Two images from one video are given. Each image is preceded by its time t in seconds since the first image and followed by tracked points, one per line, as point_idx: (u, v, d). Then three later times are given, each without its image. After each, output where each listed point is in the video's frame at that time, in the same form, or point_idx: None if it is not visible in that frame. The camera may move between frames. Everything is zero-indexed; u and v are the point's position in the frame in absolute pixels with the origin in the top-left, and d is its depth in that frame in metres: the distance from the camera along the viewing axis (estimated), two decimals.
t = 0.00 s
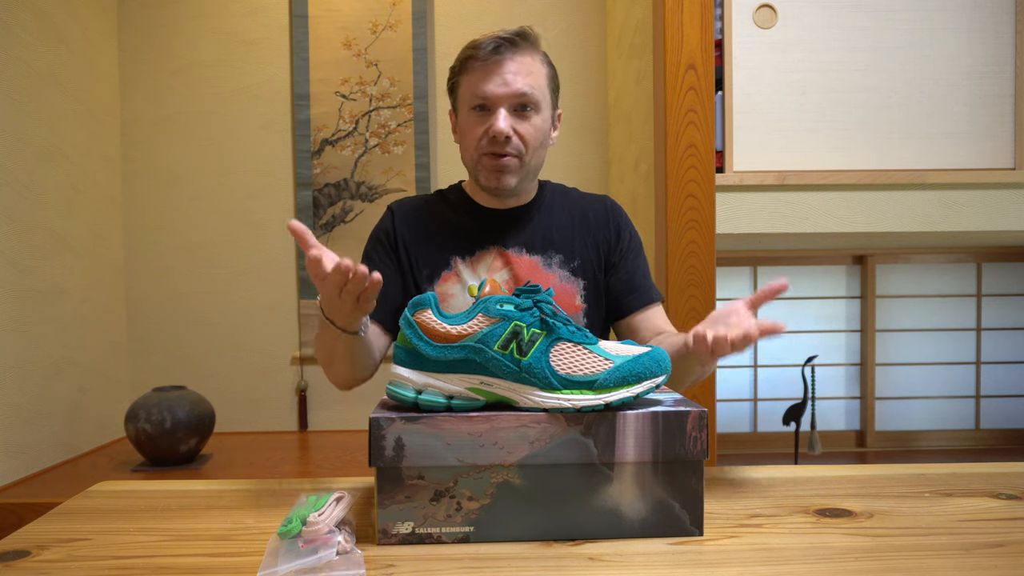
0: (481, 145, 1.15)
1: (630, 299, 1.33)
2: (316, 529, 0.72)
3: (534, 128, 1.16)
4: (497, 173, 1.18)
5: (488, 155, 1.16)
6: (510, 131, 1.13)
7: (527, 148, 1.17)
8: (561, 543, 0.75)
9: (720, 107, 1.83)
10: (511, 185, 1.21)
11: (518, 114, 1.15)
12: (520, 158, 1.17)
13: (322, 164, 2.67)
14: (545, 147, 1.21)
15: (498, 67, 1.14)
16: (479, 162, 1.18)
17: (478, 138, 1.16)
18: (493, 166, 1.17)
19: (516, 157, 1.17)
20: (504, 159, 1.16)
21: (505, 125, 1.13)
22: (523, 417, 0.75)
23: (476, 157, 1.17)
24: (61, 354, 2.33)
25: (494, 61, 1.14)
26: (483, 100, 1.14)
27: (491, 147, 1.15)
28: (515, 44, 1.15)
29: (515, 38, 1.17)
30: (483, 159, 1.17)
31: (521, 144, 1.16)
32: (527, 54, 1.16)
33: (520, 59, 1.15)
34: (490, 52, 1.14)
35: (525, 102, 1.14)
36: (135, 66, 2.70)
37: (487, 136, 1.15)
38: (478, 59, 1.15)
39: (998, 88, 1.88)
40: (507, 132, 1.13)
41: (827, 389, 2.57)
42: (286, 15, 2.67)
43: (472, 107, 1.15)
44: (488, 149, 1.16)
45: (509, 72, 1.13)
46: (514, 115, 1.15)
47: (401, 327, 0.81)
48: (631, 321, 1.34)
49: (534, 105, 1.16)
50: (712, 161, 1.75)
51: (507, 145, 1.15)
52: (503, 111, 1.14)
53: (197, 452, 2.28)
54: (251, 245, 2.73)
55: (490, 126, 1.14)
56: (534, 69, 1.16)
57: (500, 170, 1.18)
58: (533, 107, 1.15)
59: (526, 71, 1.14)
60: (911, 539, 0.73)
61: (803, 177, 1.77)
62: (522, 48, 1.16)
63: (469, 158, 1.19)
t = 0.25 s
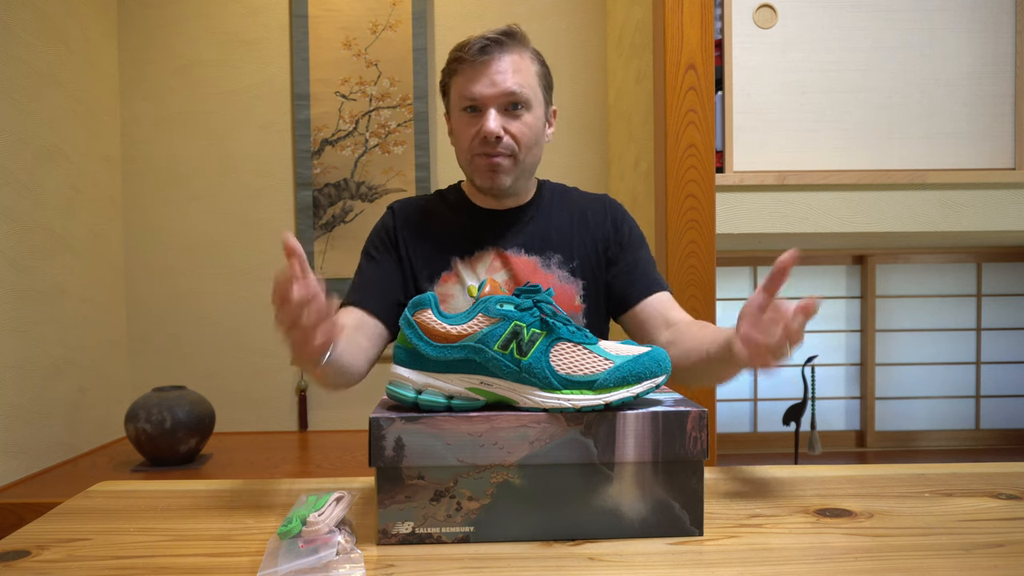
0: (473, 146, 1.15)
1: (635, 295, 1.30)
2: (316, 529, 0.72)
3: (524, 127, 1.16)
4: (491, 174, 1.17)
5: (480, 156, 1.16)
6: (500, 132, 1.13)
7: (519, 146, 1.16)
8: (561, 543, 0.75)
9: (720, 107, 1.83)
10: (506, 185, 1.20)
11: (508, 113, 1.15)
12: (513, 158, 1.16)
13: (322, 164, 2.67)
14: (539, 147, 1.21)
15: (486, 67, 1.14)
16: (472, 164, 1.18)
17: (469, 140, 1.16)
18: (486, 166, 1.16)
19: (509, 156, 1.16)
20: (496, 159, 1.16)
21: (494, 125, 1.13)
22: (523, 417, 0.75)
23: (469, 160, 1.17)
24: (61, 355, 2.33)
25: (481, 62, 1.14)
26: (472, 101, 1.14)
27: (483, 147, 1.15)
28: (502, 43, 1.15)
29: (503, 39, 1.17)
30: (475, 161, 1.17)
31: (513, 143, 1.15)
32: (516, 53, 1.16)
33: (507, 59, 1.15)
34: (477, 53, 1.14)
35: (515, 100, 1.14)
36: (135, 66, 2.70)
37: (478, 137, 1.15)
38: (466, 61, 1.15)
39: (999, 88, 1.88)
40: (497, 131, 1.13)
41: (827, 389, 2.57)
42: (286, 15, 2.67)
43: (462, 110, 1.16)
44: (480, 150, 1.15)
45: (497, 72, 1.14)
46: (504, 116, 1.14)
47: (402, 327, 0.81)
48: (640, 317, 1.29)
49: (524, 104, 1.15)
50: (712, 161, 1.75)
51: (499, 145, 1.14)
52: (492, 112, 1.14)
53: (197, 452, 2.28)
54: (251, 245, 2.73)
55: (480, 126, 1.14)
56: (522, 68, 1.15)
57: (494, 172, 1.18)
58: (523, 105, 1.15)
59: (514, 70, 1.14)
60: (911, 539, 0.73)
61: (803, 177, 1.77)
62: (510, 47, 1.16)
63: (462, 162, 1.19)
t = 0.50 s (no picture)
0: (479, 156, 1.15)
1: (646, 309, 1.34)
2: (316, 528, 0.72)
3: (528, 134, 1.16)
4: (497, 181, 1.18)
5: (486, 166, 1.16)
6: (506, 141, 1.13)
7: (524, 153, 1.17)
8: (561, 543, 0.75)
9: (720, 107, 1.83)
10: (511, 191, 1.21)
11: (511, 121, 1.14)
12: (519, 165, 1.17)
13: (322, 164, 2.67)
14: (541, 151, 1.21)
15: (486, 75, 1.12)
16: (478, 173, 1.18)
17: (474, 149, 1.15)
18: (492, 175, 1.17)
19: (515, 164, 1.17)
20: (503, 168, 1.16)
21: (501, 135, 1.12)
22: (523, 417, 0.75)
23: (475, 169, 1.17)
24: (61, 355, 2.33)
25: (481, 70, 1.12)
26: (474, 111, 1.12)
27: (489, 157, 1.15)
28: (500, 48, 1.14)
29: (498, 43, 1.15)
30: (481, 170, 1.17)
31: (519, 151, 1.16)
32: (513, 58, 1.14)
33: (506, 65, 1.13)
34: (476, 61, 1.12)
35: (517, 108, 1.13)
36: (135, 66, 2.70)
37: (483, 147, 1.14)
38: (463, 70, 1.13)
39: (999, 88, 1.88)
40: (503, 142, 1.13)
41: (827, 389, 2.57)
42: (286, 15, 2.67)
43: (463, 120, 1.14)
44: (486, 160, 1.15)
45: (498, 80, 1.12)
46: (508, 123, 1.14)
47: (402, 327, 0.81)
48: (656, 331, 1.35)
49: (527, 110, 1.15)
50: (712, 161, 1.75)
51: (505, 154, 1.15)
52: (497, 121, 1.13)
53: (197, 452, 2.28)
54: (250, 245, 2.73)
55: (485, 137, 1.13)
56: (522, 73, 1.14)
57: (500, 180, 1.18)
58: (526, 112, 1.14)
59: (516, 76, 1.13)
60: (911, 539, 0.73)
61: (803, 176, 1.77)
62: (506, 52, 1.14)
63: (466, 171, 1.19)
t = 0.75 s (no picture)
0: (486, 164, 1.14)
1: (649, 311, 1.37)
2: (316, 529, 0.73)
3: (536, 140, 1.15)
4: (504, 189, 1.18)
5: (494, 174, 1.16)
6: (514, 150, 1.13)
7: (532, 160, 1.17)
8: (561, 543, 0.75)
9: (720, 107, 1.83)
10: (518, 198, 1.22)
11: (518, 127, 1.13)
12: (527, 172, 1.17)
13: (322, 164, 2.67)
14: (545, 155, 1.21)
15: (494, 81, 1.10)
16: (485, 181, 1.18)
17: (481, 157, 1.15)
18: (500, 183, 1.17)
19: (523, 172, 1.17)
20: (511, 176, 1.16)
21: (509, 144, 1.12)
22: (523, 417, 0.75)
23: (481, 177, 1.17)
24: (61, 355, 2.33)
25: (487, 77, 1.10)
26: (480, 119, 1.11)
27: (496, 165, 1.15)
28: (507, 52, 1.12)
29: (504, 46, 1.12)
30: (488, 178, 1.17)
31: (527, 158, 1.16)
32: (520, 62, 1.12)
33: (513, 70, 1.11)
34: (483, 67, 1.10)
35: (525, 115, 1.12)
36: (135, 66, 2.70)
37: (490, 155, 1.14)
38: (468, 76, 1.11)
39: (999, 88, 1.88)
40: (512, 151, 1.12)
41: (827, 389, 2.57)
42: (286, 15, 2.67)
43: (469, 127, 1.13)
44: (494, 168, 1.15)
45: (505, 87, 1.10)
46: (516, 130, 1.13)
47: (401, 327, 0.81)
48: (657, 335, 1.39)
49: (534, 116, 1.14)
50: (712, 161, 1.75)
51: (513, 162, 1.14)
52: (505, 128, 1.12)
53: (197, 452, 2.28)
54: (250, 245, 2.73)
55: (493, 146, 1.12)
56: (529, 77, 1.13)
57: (506, 188, 1.18)
58: (533, 118, 1.14)
59: (523, 81, 1.11)
60: (912, 539, 0.73)
61: (803, 176, 1.77)
62: (513, 56, 1.12)
63: (472, 178, 1.18)
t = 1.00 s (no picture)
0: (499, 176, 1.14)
1: (651, 313, 1.37)
2: (316, 529, 0.73)
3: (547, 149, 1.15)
4: (515, 199, 1.19)
5: (505, 185, 1.16)
6: (528, 161, 1.12)
7: (543, 170, 1.17)
8: (561, 543, 0.75)
9: (720, 107, 1.83)
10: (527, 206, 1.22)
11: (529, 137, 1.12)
12: (538, 181, 1.18)
13: (322, 164, 2.67)
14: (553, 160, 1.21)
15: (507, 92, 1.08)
16: (496, 191, 1.17)
17: (495, 169, 1.14)
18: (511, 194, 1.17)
19: (534, 182, 1.17)
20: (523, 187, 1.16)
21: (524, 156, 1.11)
22: (523, 417, 0.75)
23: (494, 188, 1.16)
24: (61, 354, 2.33)
25: (500, 88, 1.08)
26: (493, 131, 1.10)
27: (508, 176, 1.14)
28: (518, 60, 1.09)
29: (514, 53, 1.10)
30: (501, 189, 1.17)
31: (538, 168, 1.16)
32: (531, 70, 1.10)
33: (525, 79, 1.09)
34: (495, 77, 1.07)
35: (537, 125, 1.11)
36: (135, 66, 2.70)
37: (504, 167, 1.13)
38: (480, 87, 1.08)
39: (998, 88, 1.88)
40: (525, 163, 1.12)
41: (827, 389, 2.57)
42: (286, 15, 2.67)
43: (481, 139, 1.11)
44: (506, 180, 1.15)
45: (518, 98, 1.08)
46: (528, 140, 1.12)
47: (401, 327, 0.81)
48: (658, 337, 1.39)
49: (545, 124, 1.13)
50: (712, 161, 1.75)
51: (525, 173, 1.14)
52: (518, 139, 1.11)
53: (197, 452, 2.28)
54: (250, 245, 2.73)
55: (507, 158, 1.12)
56: (541, 84, 1.11)
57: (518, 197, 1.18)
58: (545, 127, 1.13)
59: (536, 90, 1.09)
60: (912, 539, 0.73)
61: (803, 176, 1.77)
62: (523, 64, 1.10)
63: (482, 189, 1.17)
